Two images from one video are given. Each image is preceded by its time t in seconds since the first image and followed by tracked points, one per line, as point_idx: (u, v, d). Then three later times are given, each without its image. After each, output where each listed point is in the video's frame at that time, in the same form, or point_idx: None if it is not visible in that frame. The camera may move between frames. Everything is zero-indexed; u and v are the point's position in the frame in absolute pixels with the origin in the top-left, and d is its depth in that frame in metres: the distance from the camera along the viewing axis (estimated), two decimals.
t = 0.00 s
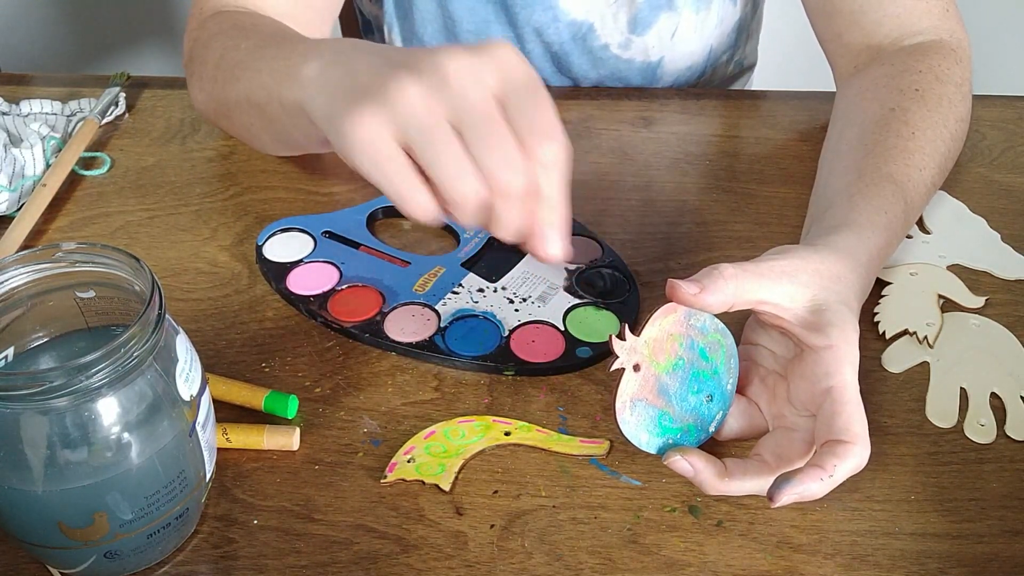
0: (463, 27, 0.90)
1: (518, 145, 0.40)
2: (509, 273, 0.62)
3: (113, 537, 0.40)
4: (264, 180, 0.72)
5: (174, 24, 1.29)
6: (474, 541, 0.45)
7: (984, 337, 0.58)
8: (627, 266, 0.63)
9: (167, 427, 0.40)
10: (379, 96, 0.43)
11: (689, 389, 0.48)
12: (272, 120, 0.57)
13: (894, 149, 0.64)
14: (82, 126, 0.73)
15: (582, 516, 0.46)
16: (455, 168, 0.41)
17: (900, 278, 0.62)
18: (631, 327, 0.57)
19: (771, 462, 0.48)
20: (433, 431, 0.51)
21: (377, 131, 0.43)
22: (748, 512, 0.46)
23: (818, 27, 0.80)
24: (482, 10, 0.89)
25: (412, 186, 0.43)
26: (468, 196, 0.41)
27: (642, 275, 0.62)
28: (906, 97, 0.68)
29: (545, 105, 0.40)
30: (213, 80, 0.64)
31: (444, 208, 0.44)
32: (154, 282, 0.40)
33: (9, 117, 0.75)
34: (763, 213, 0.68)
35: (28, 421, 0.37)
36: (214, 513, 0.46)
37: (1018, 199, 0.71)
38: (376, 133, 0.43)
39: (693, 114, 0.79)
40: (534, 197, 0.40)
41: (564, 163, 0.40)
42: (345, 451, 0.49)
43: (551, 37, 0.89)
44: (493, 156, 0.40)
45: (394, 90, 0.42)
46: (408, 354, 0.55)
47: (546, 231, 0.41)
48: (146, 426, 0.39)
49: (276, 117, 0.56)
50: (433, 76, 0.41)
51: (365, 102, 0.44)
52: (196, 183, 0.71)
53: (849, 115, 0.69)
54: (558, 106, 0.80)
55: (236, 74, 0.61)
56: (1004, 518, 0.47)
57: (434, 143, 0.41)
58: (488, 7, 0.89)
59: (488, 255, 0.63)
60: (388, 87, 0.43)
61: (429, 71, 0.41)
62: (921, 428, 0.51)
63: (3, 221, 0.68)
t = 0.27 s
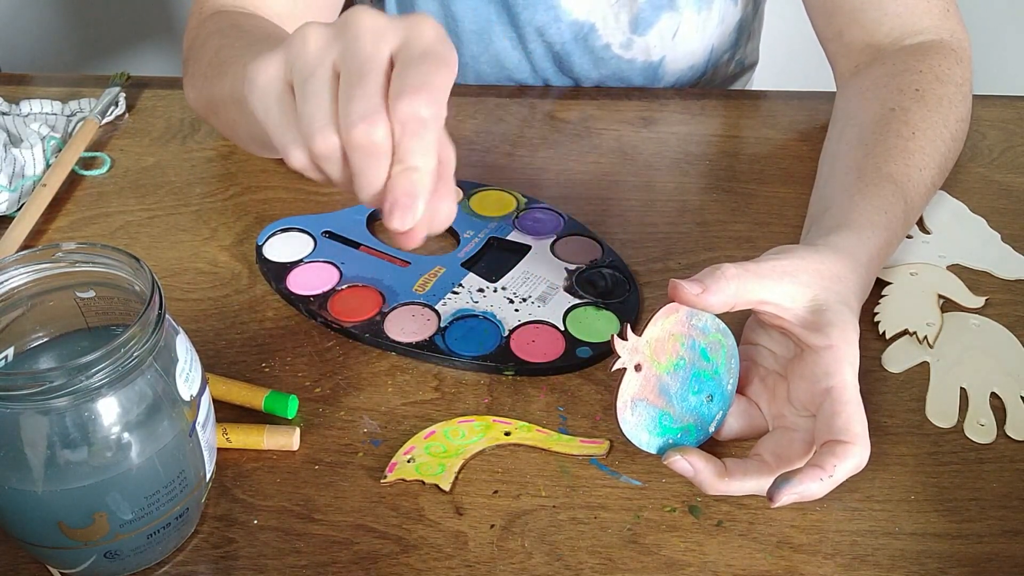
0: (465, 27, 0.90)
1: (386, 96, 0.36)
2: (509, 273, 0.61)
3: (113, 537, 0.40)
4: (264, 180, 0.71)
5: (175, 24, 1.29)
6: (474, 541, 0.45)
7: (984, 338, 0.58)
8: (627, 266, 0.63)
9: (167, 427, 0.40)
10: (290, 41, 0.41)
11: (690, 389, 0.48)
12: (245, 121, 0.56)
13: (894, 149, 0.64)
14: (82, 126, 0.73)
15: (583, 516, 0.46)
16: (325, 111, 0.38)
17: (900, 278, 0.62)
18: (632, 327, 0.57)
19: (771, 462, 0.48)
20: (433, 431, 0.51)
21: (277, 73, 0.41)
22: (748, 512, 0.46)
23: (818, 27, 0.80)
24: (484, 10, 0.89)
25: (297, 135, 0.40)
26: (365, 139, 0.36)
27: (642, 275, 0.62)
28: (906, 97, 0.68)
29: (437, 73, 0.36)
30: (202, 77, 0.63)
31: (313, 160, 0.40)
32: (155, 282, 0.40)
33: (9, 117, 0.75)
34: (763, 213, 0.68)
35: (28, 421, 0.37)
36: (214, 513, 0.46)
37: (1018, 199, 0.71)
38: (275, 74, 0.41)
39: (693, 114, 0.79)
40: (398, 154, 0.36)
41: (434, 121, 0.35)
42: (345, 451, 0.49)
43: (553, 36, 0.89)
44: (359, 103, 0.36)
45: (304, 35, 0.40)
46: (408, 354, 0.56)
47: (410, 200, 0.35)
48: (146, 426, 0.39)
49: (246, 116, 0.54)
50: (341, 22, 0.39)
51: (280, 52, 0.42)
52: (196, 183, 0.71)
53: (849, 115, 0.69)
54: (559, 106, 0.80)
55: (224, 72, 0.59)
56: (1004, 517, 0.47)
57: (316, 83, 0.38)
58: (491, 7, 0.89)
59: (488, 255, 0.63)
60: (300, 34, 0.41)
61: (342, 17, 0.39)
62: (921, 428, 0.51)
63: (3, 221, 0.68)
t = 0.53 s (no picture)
0: (465, 27, 0.90)
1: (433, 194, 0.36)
2: (510, 273, 0.61)
3: (113, 537, 0.40)
4: (265, 180, 0.71)
5: (174, 24, 1.29)
6: (475, 541, 0.45)
7: (984, 338, 0.58)
8: (627, 266, 0.63)
9: (167, 427, 0.40)
10: (334, 111, 0.39)
11: (691, 390, 0.48)
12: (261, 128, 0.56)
13: (894, 150, 0.64)
14: (82, 126, 0.73)
15: (583, 516, 0.46)
16: (373, 196, 0.37)
17: (900, 278, 0.62)
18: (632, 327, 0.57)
19: (771, 463, 0.48)
20: (433, 431, 0.51)
21: (319, 144, 0.39)
22: (748, 512, 0.46)
23: (819, 27, 0.80)
24: (485, 9, 0.89)
25: (341, 213, 0.39)
26: (403, 226, 0.36)
27: (642, 275, 0.62)
28: (907, 97, 0.68)
29: (480, 170, 0.35)
30: (211, 80, 0.63)
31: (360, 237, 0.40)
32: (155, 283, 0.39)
33: (9, 117, 0.75)
34: (763, 213, 0.68)
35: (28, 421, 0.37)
36: (214, 513, 0.46)
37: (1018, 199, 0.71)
38: (318, 144, 0.39)
39: (693, 114, 0.79)
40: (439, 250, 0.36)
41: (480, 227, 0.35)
42: (345, 451, 0.49)
43: (554, 36, 0.89)
44: (406, 201, 0.36)
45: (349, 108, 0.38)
46: (408, 354, 0.55)
47: (442, 273, 0.37)
48: (146, 426, 0.39)
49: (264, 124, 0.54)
50: (388, 101, 0.36)
51: (324, 117, 0.40)
52: (196, 183, 0.71)
53: (849, 115, 0.69)
54: (559, 106, 0.80)
55: (235, 76, 0.59)
56: (1004, 518, 0.47)
57: (361, 169, 0.37)
58: (492, 7, 0.89)
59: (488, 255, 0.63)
60: (344, 106, 0.39)
61: (392, 99, 0.36)
62: (921, 428, 0.51)
63: (3, 221, 0.68)
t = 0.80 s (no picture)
0: (467, 27, 0.90)
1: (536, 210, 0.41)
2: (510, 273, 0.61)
3: (113, 537, 0.40)
4: (265, 180, 0.71)
5: (174, 24, 1.29)
6: (474, 541, 0.45)
7: (984, 338, 0.58)
8: (627, 266, 0.63)
9: (167, 427, 0.40)
10: (413, 150, 0.42)
11: (691, 390, 0.48)
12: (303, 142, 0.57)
13: (894, 149, 0.64)
14: (82, 126, 0.73)
15: (582, 516, 0.46)
16: (482, 227, 0.42)
17: (900, 278, 0.62)
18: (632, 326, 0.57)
19: (770, 463, 0.48)
20: (433, 431, 0.51)
21: (412, 186, 0.43)
22: (748, 512, 0.46)
23: (819, 27, 0.80)
24: (487, 9, 0.89)
25: (448, 241, 0.44)
26: (513, 248, 0.41)
27: (642, 275, 0.62)
28: (907, 97, 0.68)
29: (570, 176, 0.40)
30: (233, 89, 0.63)
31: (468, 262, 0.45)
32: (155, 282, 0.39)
33: (9, 117, 0.75)
34: (763, 213, 0.68)
35: (28, 421, 0.37)
36: (214, 513, 0.46)
37: (1018, 199, 0.71)
38: (409, 186, 0.43)
39: (694, 114, 0.79)
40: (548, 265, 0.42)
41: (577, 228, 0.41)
42: (345, 451, 0.49)
43: (556, 36, 0.89)
44: (513, 223, 0.41)
45: (429, 146, 0.41)
46: (409, 354, 0.55)
47: (560, 286, 0.42)
48: (146, 426, 0.39)
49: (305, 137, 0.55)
50: (466, 132, 0.40)
51: (401, 156, 0.43)
52: (197, 183, 0.71)
53: (849, 114, 0.69)
54: (559, 106, 0.80)
55: (260, 87, 0.59)
56: (1004, 518, 0.47)
57: (461, 200, 0.41)
58: (493, 6, 0.89)
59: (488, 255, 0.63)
60: (421, 141, 0.42)
61: (469, 131, 0.40)
62: (921, 428, 0.51)
63: (3, 220, 0.68)
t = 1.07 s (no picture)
0: (467, 27, 0.90)
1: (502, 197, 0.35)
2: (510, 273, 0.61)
3: (113, 537, 0.40)
4: (265, 180, 0.71)
5: (174, 25, 1.29)
6: (474, 541, 0.45)
7: (984, 338, 0.58)
8: (627, 266, 0.63)
9: (167, 427, 0.40)
10: (376, 134, 0.38)
11: (690, 390, 0.48)
12: (284, 137, 0.56)
13: (894, 149, 0.64)
14: (82, 126, 0.73)
15: (583, 516, 0.46)
16: (446, 217, 0.37)
17: (900, 278, 0.62)
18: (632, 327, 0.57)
19: (770, 463, 0.48)
20: (433, 431, 0.51)
21: (371, 169, 0.38)
22: (748, 512, 0.46)
23: (819, 27, 0.80)
24: (487, 9, 0.89)
25: (410, 231, 0.39)
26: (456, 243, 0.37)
27: (642, 274, 0.62)
28: (907, 97, 0.68)
29: (539, 165, 0.35)
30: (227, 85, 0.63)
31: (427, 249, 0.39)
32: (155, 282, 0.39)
33: (9, 117, 0.75)
34: (763, 213, 0.68)
35: (28, 421, 0.37)
36: (214, 513, 0.46)
37: (1018, 199, 0.71)
38: (368, 169, 0.38)
39: (694, 114, 0.79)
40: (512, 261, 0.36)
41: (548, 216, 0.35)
42: (345, 451, 0.49)
43: (556, 36, 0.89)
44: (477, 211, 0.35)
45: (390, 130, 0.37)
46: (409, 354, 0.55)
47: (525, 282, 0.36)
48: (146, 426, 0.39)
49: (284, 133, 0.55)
50: (429, 114, 0.36)
51: (366, 139, 0.39)
52: (197, 183, 0.71)
53: (849, 114, 0.69)
54: (559, 106, 0.80)
55: (248, 83, 0.59)
56: (1003, 517, 0.47)
57: (423, 188, 0.37)
58: (494, 6, 0.89)
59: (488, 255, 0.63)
60: (386, 124, 0.38)
61: (433, 113, 0.36)
62: (921, 428, 0.51)
63: (3, 221, 0.68)
